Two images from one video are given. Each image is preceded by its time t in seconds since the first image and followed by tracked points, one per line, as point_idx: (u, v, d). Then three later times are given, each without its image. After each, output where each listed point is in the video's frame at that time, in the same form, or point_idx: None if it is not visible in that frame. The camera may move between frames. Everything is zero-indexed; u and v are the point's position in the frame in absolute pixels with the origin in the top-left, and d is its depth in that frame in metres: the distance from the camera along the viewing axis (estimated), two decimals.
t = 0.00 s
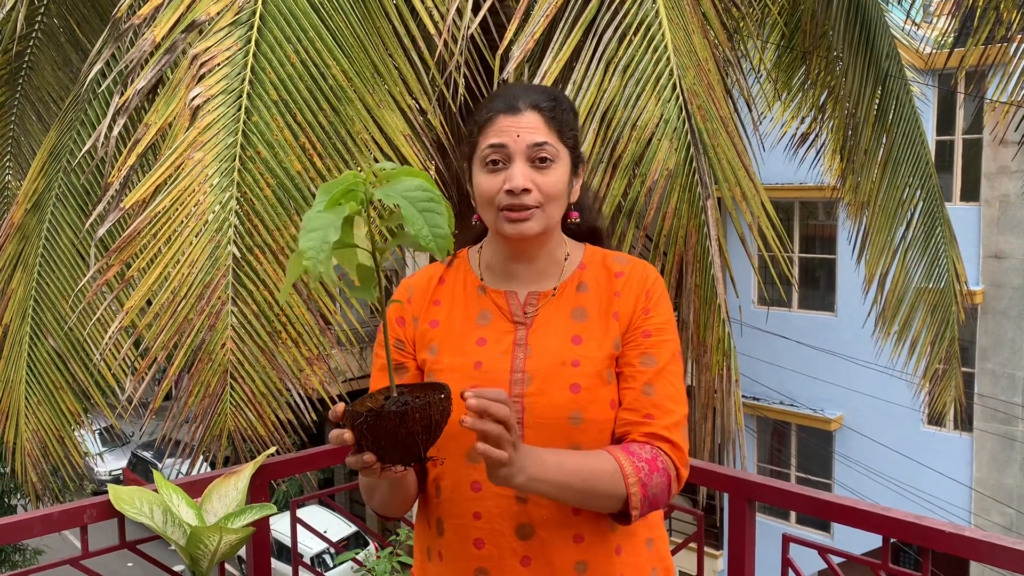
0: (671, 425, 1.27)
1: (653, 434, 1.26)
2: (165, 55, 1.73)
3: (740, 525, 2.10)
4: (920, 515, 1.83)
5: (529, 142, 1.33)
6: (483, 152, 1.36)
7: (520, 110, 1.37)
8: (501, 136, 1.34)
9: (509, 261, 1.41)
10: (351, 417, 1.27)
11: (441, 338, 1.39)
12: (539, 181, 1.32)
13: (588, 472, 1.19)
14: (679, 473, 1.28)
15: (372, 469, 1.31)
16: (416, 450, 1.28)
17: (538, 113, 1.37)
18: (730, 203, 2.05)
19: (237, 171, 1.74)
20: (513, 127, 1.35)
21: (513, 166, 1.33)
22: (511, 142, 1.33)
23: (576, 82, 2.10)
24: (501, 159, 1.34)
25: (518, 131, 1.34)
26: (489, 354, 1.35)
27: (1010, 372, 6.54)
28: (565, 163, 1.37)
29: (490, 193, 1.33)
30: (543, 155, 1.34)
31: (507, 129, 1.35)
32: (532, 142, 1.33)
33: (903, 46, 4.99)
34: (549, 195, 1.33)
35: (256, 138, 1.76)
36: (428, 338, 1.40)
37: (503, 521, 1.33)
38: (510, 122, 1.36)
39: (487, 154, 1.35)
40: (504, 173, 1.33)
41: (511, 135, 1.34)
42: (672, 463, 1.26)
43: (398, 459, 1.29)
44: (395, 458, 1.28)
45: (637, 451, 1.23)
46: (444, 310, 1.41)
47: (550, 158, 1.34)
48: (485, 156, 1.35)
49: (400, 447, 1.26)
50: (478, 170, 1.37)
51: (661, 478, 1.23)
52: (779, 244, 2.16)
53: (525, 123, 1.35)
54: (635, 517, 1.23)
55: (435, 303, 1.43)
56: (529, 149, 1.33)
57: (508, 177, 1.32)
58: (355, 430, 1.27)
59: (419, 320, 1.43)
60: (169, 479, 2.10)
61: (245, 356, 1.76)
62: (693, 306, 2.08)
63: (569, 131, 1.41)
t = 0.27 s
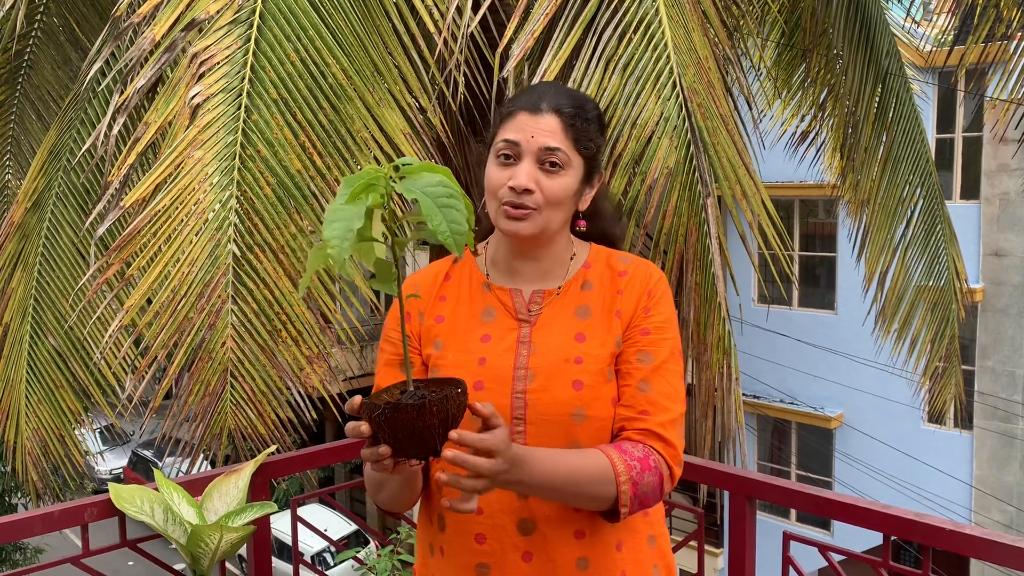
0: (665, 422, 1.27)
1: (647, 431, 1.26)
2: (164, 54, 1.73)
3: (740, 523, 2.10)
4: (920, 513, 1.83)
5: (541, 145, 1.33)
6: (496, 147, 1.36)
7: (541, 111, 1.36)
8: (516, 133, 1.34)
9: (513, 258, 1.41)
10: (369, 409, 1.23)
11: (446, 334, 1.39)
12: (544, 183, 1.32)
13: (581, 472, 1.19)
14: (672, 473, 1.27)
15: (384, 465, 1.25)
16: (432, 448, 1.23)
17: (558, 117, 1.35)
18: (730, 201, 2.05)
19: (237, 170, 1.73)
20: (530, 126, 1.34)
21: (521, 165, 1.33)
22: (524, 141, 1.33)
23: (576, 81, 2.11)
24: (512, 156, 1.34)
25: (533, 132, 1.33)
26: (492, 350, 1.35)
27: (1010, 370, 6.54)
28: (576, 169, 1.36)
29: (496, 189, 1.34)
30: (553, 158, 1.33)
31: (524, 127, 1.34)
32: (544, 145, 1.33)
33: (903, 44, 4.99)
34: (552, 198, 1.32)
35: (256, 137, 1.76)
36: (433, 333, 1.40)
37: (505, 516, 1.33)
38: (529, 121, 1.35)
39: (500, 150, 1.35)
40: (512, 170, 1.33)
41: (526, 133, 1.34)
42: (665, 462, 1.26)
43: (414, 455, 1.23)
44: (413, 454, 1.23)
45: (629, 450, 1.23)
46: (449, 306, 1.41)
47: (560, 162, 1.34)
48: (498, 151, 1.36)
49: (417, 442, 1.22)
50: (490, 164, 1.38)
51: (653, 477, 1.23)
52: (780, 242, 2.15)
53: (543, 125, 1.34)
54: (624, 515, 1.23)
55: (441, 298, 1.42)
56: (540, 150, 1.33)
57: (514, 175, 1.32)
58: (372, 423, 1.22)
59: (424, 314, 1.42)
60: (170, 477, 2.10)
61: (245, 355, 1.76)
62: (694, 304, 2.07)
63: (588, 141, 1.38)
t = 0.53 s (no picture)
0: (666, 424, 1.27)
1: (648, 432, 1.26)
2: (164, 54, 1.73)
3: (740, 523, 2.10)
4: (920, 512, 1.83)
5: (553, 146, 1.33)
6: (508, 144, 1.36)
7: (555, 113, 1.36)
8: (528, 132, 1.34)
9: (518, 257, 1.41)
10: (382, 411, 1.19)
11: (451, 331, 1.39)
12: (552, 184, 1.31)
13: (580, 475, 1.19)
14: (671, 474, 1.27)
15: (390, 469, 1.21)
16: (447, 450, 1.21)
17: (571, 118, 1.36)
18: (730, 201, 2.05)
19: (237, 169, 1.73)
20: (543, 127, 1.34)
21: (530, 165, 1.33)
22: (536, 141, 1.33)
23: (577, 80, 2.11)
24: (523, 154, 1.34)
25: (546, 132, 1.33)
26: (496, 349, 1.35)
27: (1010, 370, 6.53)
28: (586, 173, 1.36)
29: (504, 186, 1.33)
30: (563, 160, 1.33)
31: (537, 127, 1.34)
32: (555, 146, 1.33)
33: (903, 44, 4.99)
34: (560, 200, 1.32)
35: (256, 137, 1.75)
36: (437, 330, 1.40)
37: (506, 514, 1.33)
38: (543, 121, 1.35)
39: (511, 148, 1.35)
40: (521, 169, 1.33)
41: (538, 133, 1.34)
42: (664, 464, 1.26)
43: (428, 456, 1.20)
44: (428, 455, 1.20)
45: (629, 452, 1.23)
46: (454, 303, 1.41)
47: (571, 165, 1.33)
48: (509, 149, 1.36)
49: (431, 444, 1.19)
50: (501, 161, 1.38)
51: (652, 480, 1.23)
52: (781, 242, 2.15)
53: (555, 126, 1.34)
54: (623, 516, 1.23)
55: (446, 295, 1.43)
56: (551, 151, 1.33)
57: (522, 174, 1.32)
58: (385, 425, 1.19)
59: (429, 311, 1.42)
60: (170, 477, 2.10)
61: (245, 355, 1.76)
62: (694, 304, 2.08)
63: (600, 145, 1.39)
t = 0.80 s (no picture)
0: (667, 426, 1.27)
1: (649, 435, 1.26)
2: (164, 54, 1.73)
3: (740, 523, 2.10)
4: (920, 513, 1.83)
5: (569, 157, 1.32)
6: (524, 148, 1.35)
7: (575, 123, 1.34)
8: (546, 140, 1.33)
9: (521, 258, 1.41)
10: (390, 409, 1.19)
11: (454, 331, 1.39)
12: (563, 196, 1.31)
13: (583, 477, 1.19)
14: (672, 477, 1.28)
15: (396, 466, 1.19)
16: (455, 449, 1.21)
17: (588, 131, 1.34)
18: (730, 202, 2.05)
19: (238, 170, 1.74)
20: (561, 136, 1.33)
21: (544, 172, 1.32)
22: (552, 150, 1.32)
23: (577, 81, 2.11)
24: (537, 162, 1.33)
25: (563, 142, 1.32)
26: (498, 349, 1.35)
27: (1010, 370, 6.53)
28: (597, 185, 1.35)
29: (516, 191, 1.33)
30: (577, 172, 1.32)
31: (555, 136, 1.33)
32: (571, 158, 1.32)
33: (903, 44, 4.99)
34: (569, 211, 1.32)
35: (256, 137, 1.76)
36: (440, 329, 1.39)
37: (506, 513, 1.33)
38: (561, 131, 1.34)
39: (527, 152, 1.35)
40: (535, 176, 1.33)
41: (556, 142, 1.32)
42: (665, 467, 1.27)
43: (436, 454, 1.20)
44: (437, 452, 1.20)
45: (631, 454, 1.24)
46: (457, 304, 1.41)
47: (584, 178, 1.33)
48: (525, 153, 1.35)
49: (440, 441, 1.18)
50: (515, 163, 1.37)
51: (653, 482, 1.24)
52: (781, 243, 2.15)
53: (574, 137, 1.33)
54: (623, 517, 1.24)
55: (449, 295, 1.42)
56: (567, 163, 1.32)
57: (535, 181, 1.32)
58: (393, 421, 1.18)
59: (433, 311, 1.41)
60: (170, 477, 2.10)
61: (245, 355, 1.76)
62: (694, 305, 2.08)
63: (614, 160, 1.38)
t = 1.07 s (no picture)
0: (668, 431, 1.27)
1: (651, 440, 1.26)
2: (163, 56, 1.73)
3: (739, 525, 2.10)
4: (920, 515, 1.83)
5: (584, 163, 1.31)
6: (535, 154, 1.33)
7: (585, 127, 1.33)
8: (559, 146, 1.32)
9: (525, 262, 1.40)
10: (398, 421, 1.19)
11: (454, 334, 1.38)
12: (580, 201, 1.31)
13: (580, 492, 1.20)
14: (671, 482, 1.28)
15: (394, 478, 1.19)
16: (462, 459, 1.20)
17: (599, 134, 1.34)
18: (730, 203, 2.05)
19: (237, 172, 1.74)
20: (574, 142, 1.32)
21: (559, 179, 1.31)
22: (567, 156, 1.31)
23: (576, 82, 2.11)
24: (551, 168, 1.32)
25: (577, 148, 1.32)
26: (498, 352, 1.35)
27: (1009, 371, 6.53)
28: (608, 187, 1.36)
29: (530, 197, 1.32)
30: (591, 177, 1.32)
31: (567, 142, 1.32)
32: (586, 163, 1.31)
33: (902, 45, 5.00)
34: (585, 215, 1.33)
35: (255, 139, 1.76)
36: (439, 331, 1.38)
37: (506, 517, 1.33)
38: (573, 135, 1.33)
39: (538, 158, 1.33)
40: (549, 182, 1.31)
41: (570, 148, 1.32)
42: (665, 472, 1.27)
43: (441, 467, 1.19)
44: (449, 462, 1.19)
45: (631, 461, 1.24)
46: (457, 307, 1.40)
47: (597, 181, 1.33)
48: (535, 158, 1.33)
49: (445, 454, 1.18)
50: (523, 168, 1.35)
51: (652, 489, 1.24)
52: (780, 245, 2.15)
53: (585, 141, 1.33)
54: (622, 524, 1.25)
55: (449, 297, 1.41)
56: (582, 168, 1.31)
57: (551, 188, 1.30)
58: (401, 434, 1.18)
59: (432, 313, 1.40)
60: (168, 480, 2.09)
61: (244, 357, 1.76)
62: (693, 307, 2.08)
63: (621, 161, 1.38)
